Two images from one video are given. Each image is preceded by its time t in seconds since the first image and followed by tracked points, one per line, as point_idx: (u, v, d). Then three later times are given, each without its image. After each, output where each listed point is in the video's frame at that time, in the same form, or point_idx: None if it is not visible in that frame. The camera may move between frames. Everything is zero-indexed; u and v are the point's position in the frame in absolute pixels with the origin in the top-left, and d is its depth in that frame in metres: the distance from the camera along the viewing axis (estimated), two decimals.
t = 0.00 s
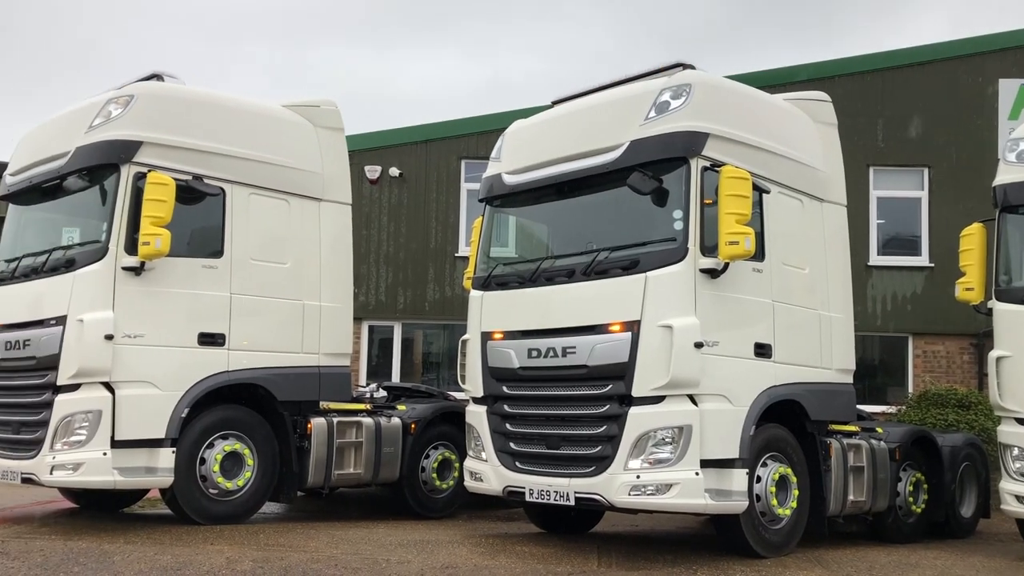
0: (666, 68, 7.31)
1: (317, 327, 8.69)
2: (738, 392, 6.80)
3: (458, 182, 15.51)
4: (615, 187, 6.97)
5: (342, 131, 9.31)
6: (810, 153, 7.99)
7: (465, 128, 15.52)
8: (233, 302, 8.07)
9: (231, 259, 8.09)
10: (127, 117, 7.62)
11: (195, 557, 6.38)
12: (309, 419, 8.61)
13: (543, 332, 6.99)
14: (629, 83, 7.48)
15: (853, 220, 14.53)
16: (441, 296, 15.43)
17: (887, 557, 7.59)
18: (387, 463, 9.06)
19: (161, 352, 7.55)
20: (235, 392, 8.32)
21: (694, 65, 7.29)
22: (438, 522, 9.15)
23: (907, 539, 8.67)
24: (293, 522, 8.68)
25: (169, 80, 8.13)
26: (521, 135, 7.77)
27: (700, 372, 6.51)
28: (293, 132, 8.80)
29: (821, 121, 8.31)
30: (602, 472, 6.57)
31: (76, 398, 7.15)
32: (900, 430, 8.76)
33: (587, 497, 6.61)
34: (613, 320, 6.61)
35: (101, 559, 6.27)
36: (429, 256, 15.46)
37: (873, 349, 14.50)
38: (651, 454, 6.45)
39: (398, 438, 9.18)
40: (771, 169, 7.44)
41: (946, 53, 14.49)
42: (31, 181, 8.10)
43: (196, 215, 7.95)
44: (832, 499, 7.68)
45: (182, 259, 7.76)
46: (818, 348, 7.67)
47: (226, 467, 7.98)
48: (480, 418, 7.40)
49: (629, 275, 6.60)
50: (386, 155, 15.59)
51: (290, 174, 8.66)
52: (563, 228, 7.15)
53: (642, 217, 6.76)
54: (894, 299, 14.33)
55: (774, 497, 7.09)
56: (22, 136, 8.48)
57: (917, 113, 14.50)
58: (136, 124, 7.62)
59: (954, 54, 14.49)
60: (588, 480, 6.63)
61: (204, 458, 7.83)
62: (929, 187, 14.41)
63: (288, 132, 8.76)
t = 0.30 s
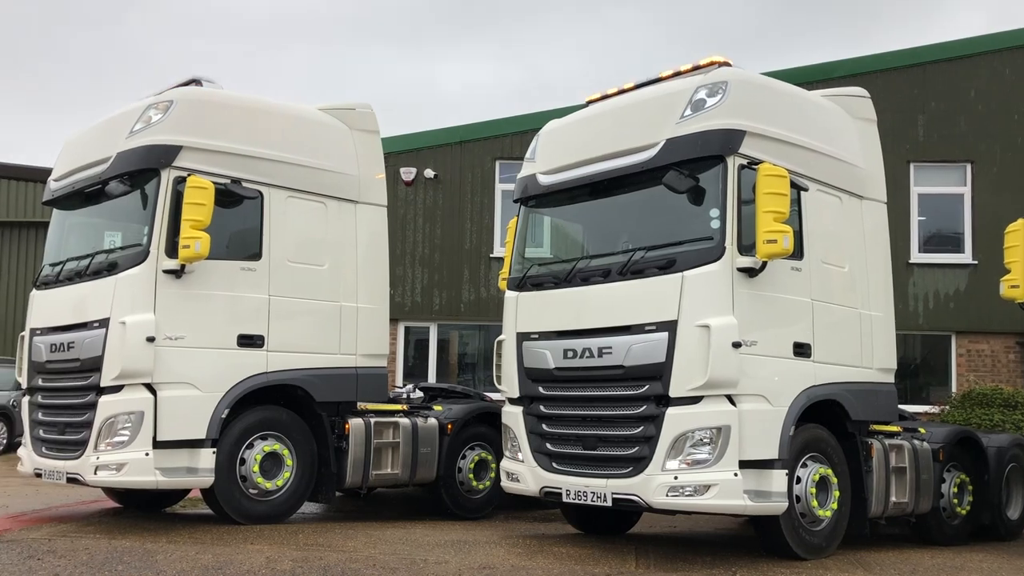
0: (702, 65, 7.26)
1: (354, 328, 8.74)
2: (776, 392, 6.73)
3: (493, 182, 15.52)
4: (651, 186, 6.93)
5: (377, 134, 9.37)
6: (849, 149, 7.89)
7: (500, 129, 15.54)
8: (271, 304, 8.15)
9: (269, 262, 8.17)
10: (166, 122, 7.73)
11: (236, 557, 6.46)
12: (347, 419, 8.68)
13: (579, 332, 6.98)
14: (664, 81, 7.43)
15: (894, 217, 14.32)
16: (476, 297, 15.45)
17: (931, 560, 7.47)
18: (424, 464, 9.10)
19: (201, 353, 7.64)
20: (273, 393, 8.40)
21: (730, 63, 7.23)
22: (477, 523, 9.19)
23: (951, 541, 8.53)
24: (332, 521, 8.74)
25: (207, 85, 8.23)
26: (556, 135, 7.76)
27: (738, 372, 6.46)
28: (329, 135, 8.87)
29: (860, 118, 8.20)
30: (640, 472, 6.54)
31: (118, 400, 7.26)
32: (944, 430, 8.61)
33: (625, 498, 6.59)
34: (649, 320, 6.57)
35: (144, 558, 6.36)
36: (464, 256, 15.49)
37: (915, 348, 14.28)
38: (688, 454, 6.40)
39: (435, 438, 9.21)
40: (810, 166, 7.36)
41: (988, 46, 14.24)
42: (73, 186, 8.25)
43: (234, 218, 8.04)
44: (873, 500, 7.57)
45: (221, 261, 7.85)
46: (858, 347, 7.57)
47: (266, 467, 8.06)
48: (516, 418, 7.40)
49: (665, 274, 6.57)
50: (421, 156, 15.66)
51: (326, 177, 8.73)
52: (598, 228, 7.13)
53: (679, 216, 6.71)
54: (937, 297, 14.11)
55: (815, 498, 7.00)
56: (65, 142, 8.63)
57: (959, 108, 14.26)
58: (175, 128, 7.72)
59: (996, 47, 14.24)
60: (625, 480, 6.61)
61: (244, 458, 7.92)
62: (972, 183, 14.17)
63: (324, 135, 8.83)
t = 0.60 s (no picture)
0: (724, 63, 7.22)
1: (377, 328, 8.78)
2: (801, 392, 6.69)
3: (515, 182, 15.53)
4: (674, 185, 6.91)
5: (399, 134, 9.40)
6: (874, 147, 7.83)
7: (522, 129, 15.54)
8: (295, 304, 8.20)
9: (293, 262, 8.22)
10: (191, 124, 7.79)
11: (261, 555, 6.50)
12: (370, 419, 8.72)
13: (601, 332, 6.97)
14: (687, 79, 7.40)
15: (920, 215, 14.18)
16: (498, 297, 15.46)
17: (959, 561, 7.39)
18: (447, 463, 9.12)
19: (226, 353, 7.70)
20: (297, 393, 8.45)
21: (753, 61, 7.19)
22: (500, 522, 9.19)
23: (980, 542, 8.43)
24: (356, 521, 8.78)
25: (231, 87, 8.29)
26: (578, 135, 7.75)
27: (762, 372, 6.42)
28: (352, 136, 8.91)
29: (885, 115, 8.14)
30: (663, 473, 6.52)
31: (145, 400, 7.32)
32: (972, 431, 8.52)
33: (648, 498, 6.57)
34: (672, 319, 6.55)
35: (171, 556, 6.42)
36: (487, 256, 15.51)
37: (942, 347, 14.14)
38: (712, 454, 6.38)
39: (458, 437, 9.23)
40: (834, 164, 7.31)
41: (1015, 41, 14.07)
42: (100, 188, 8.33)
43: (258, 219, 8.10)
44: (900, 501, 7.50)
45: (246, 262, 7.91)
46: (884, 346, 7.51)
47: (290, 467, 8.11)
48: (539, 418, 7.40)
49: (688, 274, 6.54)
50: (443, 157, 15.70)
51: (349, 178, 8.77)
52: (621, 228, 7.12)
53: (702, 215, 6.69)
54: (964, 296, 13.96)
55: (840, 498, 6.95)
56: (91, 145, 8.72)
57: (986, 104, 14.10)
58: (200, 130, 7.78)
59: None
60: (648, 481, 6.59)
61: (268, 458, 7.97)
62: (1000, 180, 14.01)
63: (347, 136, 8.87)
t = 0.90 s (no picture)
0: (737, 64, 7.20)
1: (389, 328, 8.79)
2: (813, 394, 6.66)
3: (527, 182, 15.52)
4: (686, 186, 6.89)
5: (411, 134, 9.40)
6: (888, 147, 7.79)
7: (534, 129, 15.54)
8: (307, 304, 8.22)
9: (305, 262, 8.24)
10: (204, 124, 7.82)
11: (272, 554, 6.52)
12: (382, 419, 8.73)
13: (613, 332, 6.96)
14: (699, 80, 7.38)
15: (933, 216, 14.11)
16: (510, 297, 15.46)
17: (972, 564, 7.35)
18: (458, 463, 9.13)
19: (238, 353, 7.73)
20: (309, 392, 8.47)
21: (766, 61, 7.17)
22: (510, 522, 9.19)
23: (993, 545, 8.38)
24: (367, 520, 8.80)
25: (244, 87, 8.32)
26: (590, 135, 7.74)
27: (774, 373, 6.40)
28: (363, 136, 8.92)
29: (899, 115, 8.10)
30: (674, 474, 6.51)
31: (157, 399, 7.35)
32: (985, 433, 8.47)
33: (659, 499, 6.56)
34: (684, 320, 6.54)
35: (183, 554, 6.45)
36: (498, 256, 15.51)
37: (955, 348, 14.06)
38: (723, 456, 6.36)
39: (469, 438, 9.24)
40: (847, 165, 7.28)
41: None
42: (113, 187, 8.37)
43: (270, 219, 8.12)
44: (913, 503, 7.47)
45: (258, 262, 7.93)
46: (897, 348, 7.47)
47: (302, 466, 8.13)
48: (550, 418, 7.40)
49: (700, 275, 6.53)
50: (455, 157, 15.71)
51: (361, 178, 8.78)
52: (632, 228, 7.11)
53: (714, 215, 6.67)
54: (978, 297, 13.88)
55: (852, 500, 6.93)
56: (105, 144, 8.76)
57: (1000, 105, 14.02)
58: (213, 130, 7.81)
59: None
60: (659, 481, 6.58)
61: (280, 457, 7.99)
62: (1014, 181, 13.93)
63: (359, 137, 8.89)
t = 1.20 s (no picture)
0: (737, 66, 7.21)
1: (388, 327, 8.80)
2: (812, 396, 6.67)
3: (527, 183, 15.53)
4: (685, 187, 6.90)
5: (411, 134, 9.41)
6: (888, 150, 7.80)
7: (534, 129, 15.54)
8: (307, 303, 8.22)
9: (304, 261, 8.24)
10: (205, 122, 7.82)
11: (270, 553, 6.53)
12: (381, 418, 8.73)
13: (612, 333, 6.97)
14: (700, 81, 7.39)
15: (933, 219, 14.11)
16: (509, 297, 15.47)
17: (969, 567, 7.35)
18: (457, 463, 9.13)
19: (237, 351, 7.73)
20: (308, 391, 8.47)
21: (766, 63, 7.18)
22: (508, 523, 9.19)
23: (991, 548, 8.39)
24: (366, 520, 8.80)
25: (245, 86, 8.32)
26: (590, 135, 7.74)
27: (773, 375, 6.40)
28: (364, 136, 8.93)
29: (899, 118, 8.11)
30: (672, 475, 6.52)
31: (156, 397, 7.36)
32: (983, 436, 8.48)
33: (657, 500, 6.57)
34: (683, 322, 6.55)
35: (180, 553, 6.45)
36: (498, 257, 15.52)
37: (954, 351, 14.07)
38: (722, 457, 6.37)
39: (467, 438, 9.24)
40: (847, 167, 7.28)
41: None
42: (114, 185, 8.37)
43: (271, 218, 8.13)
44: (911, 505, 7.47)
45: (257, 261, 7.93)
46: (896, 350, 7.48)
47: (301, 465, 8.13)
48: (549, 418, 7.40)
49: (699, 276, 6.53)
50: (455, 157, 15.71)
51: (361, 177, 8.79)
52: (632, 229, 7.11)
53: (714, 217, 6.68)
54: (977, 300, 13.89)
55: (850, 502, 6.94)
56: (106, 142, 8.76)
57: (1000, 108, 14.03)
58: (214, 129, 7.82)
59: None
60: (657, 482, 6.58)
61: (278, 456, 7.99)
62: (1013, 184, 13.95)
63: (360, 136, 8.89)
